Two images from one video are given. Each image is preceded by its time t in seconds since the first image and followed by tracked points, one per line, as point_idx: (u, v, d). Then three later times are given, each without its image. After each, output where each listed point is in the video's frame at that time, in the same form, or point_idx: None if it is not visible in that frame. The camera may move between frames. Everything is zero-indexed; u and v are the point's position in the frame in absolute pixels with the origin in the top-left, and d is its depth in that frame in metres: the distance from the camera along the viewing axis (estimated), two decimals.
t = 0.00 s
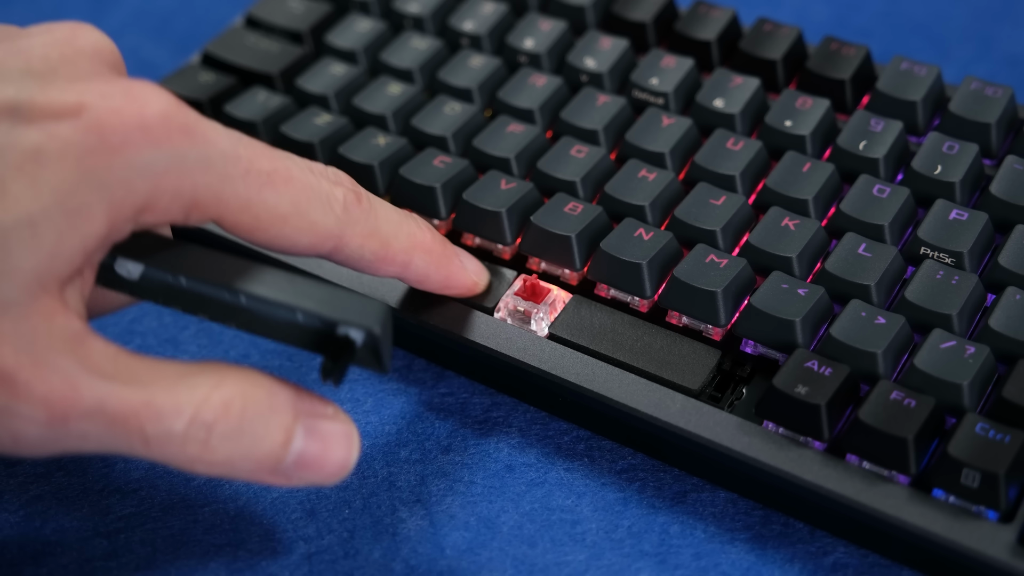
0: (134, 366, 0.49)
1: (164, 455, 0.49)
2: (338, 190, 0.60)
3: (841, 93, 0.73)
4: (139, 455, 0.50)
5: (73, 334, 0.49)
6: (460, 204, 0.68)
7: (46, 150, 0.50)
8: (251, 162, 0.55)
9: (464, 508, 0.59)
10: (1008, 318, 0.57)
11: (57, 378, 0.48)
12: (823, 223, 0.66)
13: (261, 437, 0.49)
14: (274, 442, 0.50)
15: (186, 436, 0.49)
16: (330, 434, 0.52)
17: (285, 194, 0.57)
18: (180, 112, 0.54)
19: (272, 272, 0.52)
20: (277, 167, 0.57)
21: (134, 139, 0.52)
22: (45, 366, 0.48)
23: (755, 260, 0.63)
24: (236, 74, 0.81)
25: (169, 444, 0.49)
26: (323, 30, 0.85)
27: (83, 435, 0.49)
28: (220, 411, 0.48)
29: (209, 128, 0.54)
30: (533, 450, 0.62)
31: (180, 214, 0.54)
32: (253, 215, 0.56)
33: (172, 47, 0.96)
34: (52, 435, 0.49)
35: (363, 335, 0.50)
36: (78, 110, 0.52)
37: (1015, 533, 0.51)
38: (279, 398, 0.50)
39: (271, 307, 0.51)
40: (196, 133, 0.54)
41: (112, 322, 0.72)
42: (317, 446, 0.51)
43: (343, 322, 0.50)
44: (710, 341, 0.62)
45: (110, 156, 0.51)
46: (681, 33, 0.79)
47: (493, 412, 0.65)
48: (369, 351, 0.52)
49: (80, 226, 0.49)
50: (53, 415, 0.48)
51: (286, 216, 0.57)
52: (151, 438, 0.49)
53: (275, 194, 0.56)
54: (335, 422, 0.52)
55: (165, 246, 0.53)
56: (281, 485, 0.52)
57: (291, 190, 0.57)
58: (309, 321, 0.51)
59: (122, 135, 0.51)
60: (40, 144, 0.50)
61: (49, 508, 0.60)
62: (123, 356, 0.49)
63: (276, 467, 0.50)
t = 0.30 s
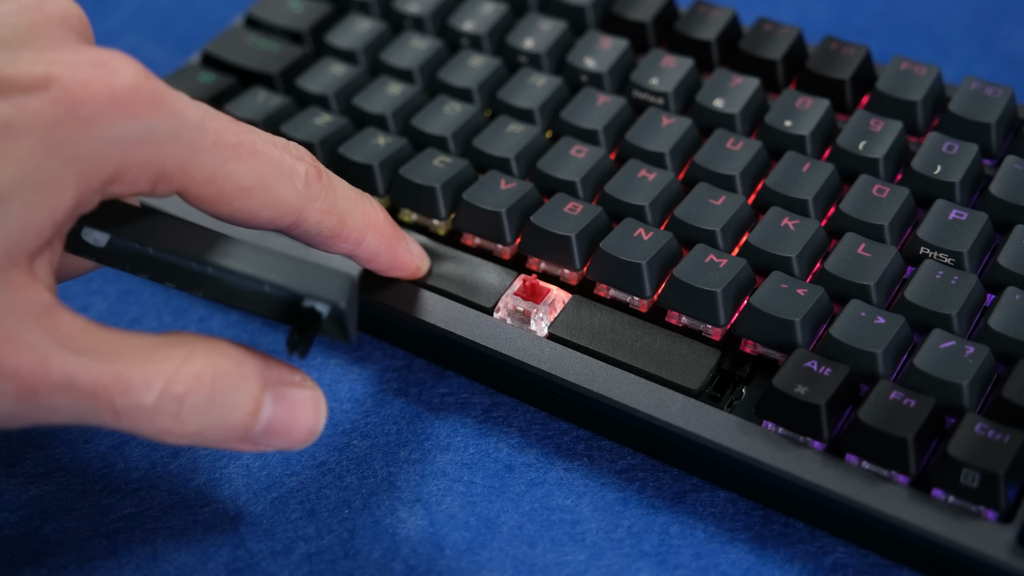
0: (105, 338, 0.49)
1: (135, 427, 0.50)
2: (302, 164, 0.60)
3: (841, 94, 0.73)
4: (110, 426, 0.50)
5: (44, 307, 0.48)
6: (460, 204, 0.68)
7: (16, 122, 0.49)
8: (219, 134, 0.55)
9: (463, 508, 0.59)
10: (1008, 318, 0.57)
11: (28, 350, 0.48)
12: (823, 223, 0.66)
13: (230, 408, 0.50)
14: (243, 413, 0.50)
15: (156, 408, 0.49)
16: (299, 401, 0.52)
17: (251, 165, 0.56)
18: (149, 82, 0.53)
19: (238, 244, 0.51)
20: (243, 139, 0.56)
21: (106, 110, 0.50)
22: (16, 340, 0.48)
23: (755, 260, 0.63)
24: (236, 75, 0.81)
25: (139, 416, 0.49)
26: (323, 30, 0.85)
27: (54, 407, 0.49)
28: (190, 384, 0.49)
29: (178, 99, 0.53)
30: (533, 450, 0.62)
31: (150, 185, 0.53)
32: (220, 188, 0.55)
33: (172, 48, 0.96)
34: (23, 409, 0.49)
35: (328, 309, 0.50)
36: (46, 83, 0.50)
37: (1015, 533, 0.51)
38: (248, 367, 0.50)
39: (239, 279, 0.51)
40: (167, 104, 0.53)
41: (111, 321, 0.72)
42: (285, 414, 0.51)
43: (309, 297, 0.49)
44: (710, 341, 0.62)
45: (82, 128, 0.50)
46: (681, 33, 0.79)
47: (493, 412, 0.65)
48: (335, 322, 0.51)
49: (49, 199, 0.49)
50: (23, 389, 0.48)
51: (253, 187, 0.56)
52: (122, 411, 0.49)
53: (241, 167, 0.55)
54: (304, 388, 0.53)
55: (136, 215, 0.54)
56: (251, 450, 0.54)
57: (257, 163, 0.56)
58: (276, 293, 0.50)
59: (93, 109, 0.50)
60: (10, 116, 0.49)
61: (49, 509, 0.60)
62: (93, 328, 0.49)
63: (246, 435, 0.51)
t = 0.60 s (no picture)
0: (91, 341, 0.49)
1: (126, 430, 0.50)
2: (282, 162, 0.61)
3: (841, 94, 0.73)
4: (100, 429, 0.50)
5: (30, 310, 0.48)
6: (459, 204, 0.68)
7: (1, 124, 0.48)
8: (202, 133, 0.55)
9: (463, 508, 0.59)
10: (1008, 318, 0.57)
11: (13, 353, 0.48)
12: (823, 223, 0.66)
13: (220, 408, 0.49)
14: (234, 414, 0.50)
15: (146, 410, 0.49)
16: (290, 401, 0.52)
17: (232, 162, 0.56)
18: (133, 82, 0.52)
19: (225, 244, 0.51)
20: (226, 138, 0.57)
21: (91, 113, 0.50)
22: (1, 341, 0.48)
23: (755, 260, 0.63)
24: (236, 75, 0.81)
25: (129, 418, 0.49)
26: (323, 30, 0.85)
27: (43, 411, 0.49)
28: (179, 386, 0.49)
29: (163, 99, 0.54)
30: (533, 450, 0.62)
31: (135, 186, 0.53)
32: (203, 188, 0.55)
33: (172, 47, 0.96)
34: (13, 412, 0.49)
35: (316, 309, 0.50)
36: (30, 85, 0.49)
37: (1015, 533, 0.51)
38: (238, 368, 0.50)
39: (226, 280, 0.51)
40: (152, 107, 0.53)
41: (111, 321, 0.72)
42: (277, 414, 0.51)
43: (297, 297, 0.50)
44: (710, 341, 0.62)
45: (67, 130, 0.49)
46: (681, 33, 0.79)
47: (493, 412, 0.65)
48: (324, 322, 0.51)
49: (36, 201, 0.49)
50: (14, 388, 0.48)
51: (236, 186, 0.57)
52: (112, 413, 0.49)
53: (222, 165, 0.56)
54: (295, 389, 0.52)
55: (120, 217, 0.53)
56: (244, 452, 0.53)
57: (239, 162, 0.57)
58: (264, 294, 0.50)
59: (77, 111, 0.50)
60: None
61: (50, 509, 0.60)
62: (81, 330, 0.49)
63: (239, 437, 0.51)
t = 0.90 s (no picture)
0: (108, 365, 0.49)
1: (145, 454, 0.49)
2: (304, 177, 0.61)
3: (841, 94, 0.73)
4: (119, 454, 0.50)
5: (49, 335, 0.48)
6: (460, 204, 0.68)
7: (19, 148, 0.49)
8: (219, 153, 0.56)
9: (463, 508, 0.59)
10: (1008, 318, 0.57)
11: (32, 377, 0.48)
12: (823, 223, 0.66)
13: (242, 432, 0.49)
14: (256, 438, 0.49)
15: (165, 434, 0.49)
16: (311, 426, 0.51)
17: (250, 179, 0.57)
18: (151, 106, 0.53)
19: (246, 266, 0.51)
20: (244, 156, 0.57)
21: (109, 137, 0.51)
22: (19, 365, 0.48)
23: (755, 260, 0.63)
24: (237, 75, 0.81)
25: (149, 442, 0.49)
26: (323, 30, 0.85)
27: (63, 437, 0.49)
28: (199, 409, 0.48)
29: (180, 119, 0.54)
30: (533, 450, 0.62)
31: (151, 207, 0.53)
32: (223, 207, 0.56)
33: (172, 47, 0.96)
34: (33, 439, 0.49)
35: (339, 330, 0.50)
36: (49, 109, 0.50)
37: (1016, 533, 0.51)
38: (259, 391, 0.50)
39: (246, 300, 0.50)
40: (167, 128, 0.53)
41: (111, 321, 0.72)
42: (299, 439, 0.51)
43: (320, 318, 0.49)
44: (710, 341, 0.62)
45: (86, 154, 0.50)
46: (682, 33, 0.79)
47: (493, 412, 0.65)
48: (346, 342, 0.51)
49: (54, 225, 0.49)
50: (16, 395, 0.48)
51: (253, 204, 0.57)
52: (131, 437, 0.49)
53: (242, 184, 0.56)
54: (317, 414, 0.52)
55: (143, 239, 0.53)
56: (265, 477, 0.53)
57: (259, 180, 0.57)
58: (286, 315, 0.50)
59: (95, 135, 0.50)
60: (14, 143, 0.49)
61: (50, 509, 0.60)
62: (101, 354, 0.49)
63: (260, 462, 0.50)
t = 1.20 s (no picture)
0: (176, 416, 0.48)
1: (211, 506, 0.48)
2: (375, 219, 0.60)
3: (841, 94, 0.73)
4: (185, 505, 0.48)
5: (113, 384, 0.48)
6: (460, 204, 0.68)
7: (84, 194, 0.49)
8: (292, 197, 0.54)
9: (464, 508, 0.59)
10: (1008, 318, 0.57)
11: (95, 427, 0.47)
12: (824, 224, 0.66)
13: (309, 484, 0.48)
14: (322, 490, 0.48)
15: (232, 486, 0.47)
16: (380, 478, 0.49)
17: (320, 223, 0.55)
18: (220, 148, 0.52)
19: (318, 314, 0.51)
20: (316, 201, 0.56)
21: (176, 183, 0.50)
22: (84, 417, 0.47)
23: (755, 260, 0.63)
24: (237, 74, 0.81)
25: (215, 494, 0.47)
26: (323, 31, 0.85)
27: (126, 487, 0.48)
28: (265, 460, 0.47)
29: (250, 162, 0.53)
30: (533, 450, 0.62)
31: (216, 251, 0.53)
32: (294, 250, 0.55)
33: (172, 47, 0.96)
34: (92, 490, 0.48)
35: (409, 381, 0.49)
36: (116, 153, 0.50)
37: (1016, 533, 0.51)
38: (327, 443, 0.49)
39: (315, 349, 0.50)
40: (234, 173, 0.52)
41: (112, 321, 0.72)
42: (367, 492, 0.49)
43: (390, 368, 0.49)
44: (711, 341, 0.62)
45: (152, 201, 0.50)
46: (681, 33, 0.79)
47: (493, 412, 0.65)
48: (416, 393, 0.50)
49: (120, 273, 0.49)
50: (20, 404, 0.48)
51: (323, 248, 0.56)
52: (197, 489, 0.47)
53: (311, 228, 0.55)
54: (385, 464, 0.50)
55: (207, 284, 0.52)
56: (332, 529, 0.51)
57: (330, 223, 0.56)
58: (354, 363, 0.50)
59: (161, 180, 0.50)
60: (78, 188, 0.49)
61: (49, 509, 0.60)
62: (165, 404, 0.48)
63: (326, 515, 0.48)
